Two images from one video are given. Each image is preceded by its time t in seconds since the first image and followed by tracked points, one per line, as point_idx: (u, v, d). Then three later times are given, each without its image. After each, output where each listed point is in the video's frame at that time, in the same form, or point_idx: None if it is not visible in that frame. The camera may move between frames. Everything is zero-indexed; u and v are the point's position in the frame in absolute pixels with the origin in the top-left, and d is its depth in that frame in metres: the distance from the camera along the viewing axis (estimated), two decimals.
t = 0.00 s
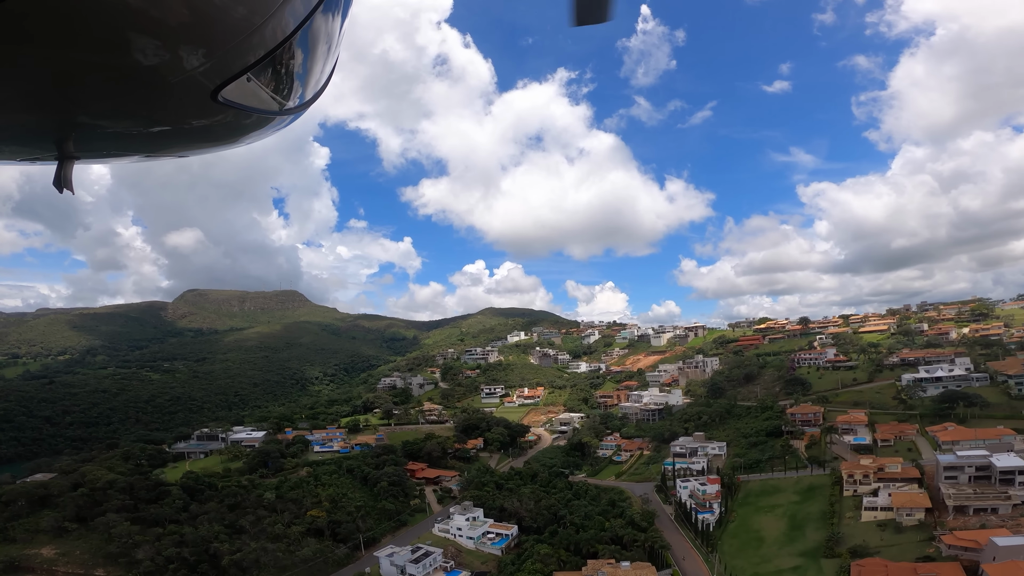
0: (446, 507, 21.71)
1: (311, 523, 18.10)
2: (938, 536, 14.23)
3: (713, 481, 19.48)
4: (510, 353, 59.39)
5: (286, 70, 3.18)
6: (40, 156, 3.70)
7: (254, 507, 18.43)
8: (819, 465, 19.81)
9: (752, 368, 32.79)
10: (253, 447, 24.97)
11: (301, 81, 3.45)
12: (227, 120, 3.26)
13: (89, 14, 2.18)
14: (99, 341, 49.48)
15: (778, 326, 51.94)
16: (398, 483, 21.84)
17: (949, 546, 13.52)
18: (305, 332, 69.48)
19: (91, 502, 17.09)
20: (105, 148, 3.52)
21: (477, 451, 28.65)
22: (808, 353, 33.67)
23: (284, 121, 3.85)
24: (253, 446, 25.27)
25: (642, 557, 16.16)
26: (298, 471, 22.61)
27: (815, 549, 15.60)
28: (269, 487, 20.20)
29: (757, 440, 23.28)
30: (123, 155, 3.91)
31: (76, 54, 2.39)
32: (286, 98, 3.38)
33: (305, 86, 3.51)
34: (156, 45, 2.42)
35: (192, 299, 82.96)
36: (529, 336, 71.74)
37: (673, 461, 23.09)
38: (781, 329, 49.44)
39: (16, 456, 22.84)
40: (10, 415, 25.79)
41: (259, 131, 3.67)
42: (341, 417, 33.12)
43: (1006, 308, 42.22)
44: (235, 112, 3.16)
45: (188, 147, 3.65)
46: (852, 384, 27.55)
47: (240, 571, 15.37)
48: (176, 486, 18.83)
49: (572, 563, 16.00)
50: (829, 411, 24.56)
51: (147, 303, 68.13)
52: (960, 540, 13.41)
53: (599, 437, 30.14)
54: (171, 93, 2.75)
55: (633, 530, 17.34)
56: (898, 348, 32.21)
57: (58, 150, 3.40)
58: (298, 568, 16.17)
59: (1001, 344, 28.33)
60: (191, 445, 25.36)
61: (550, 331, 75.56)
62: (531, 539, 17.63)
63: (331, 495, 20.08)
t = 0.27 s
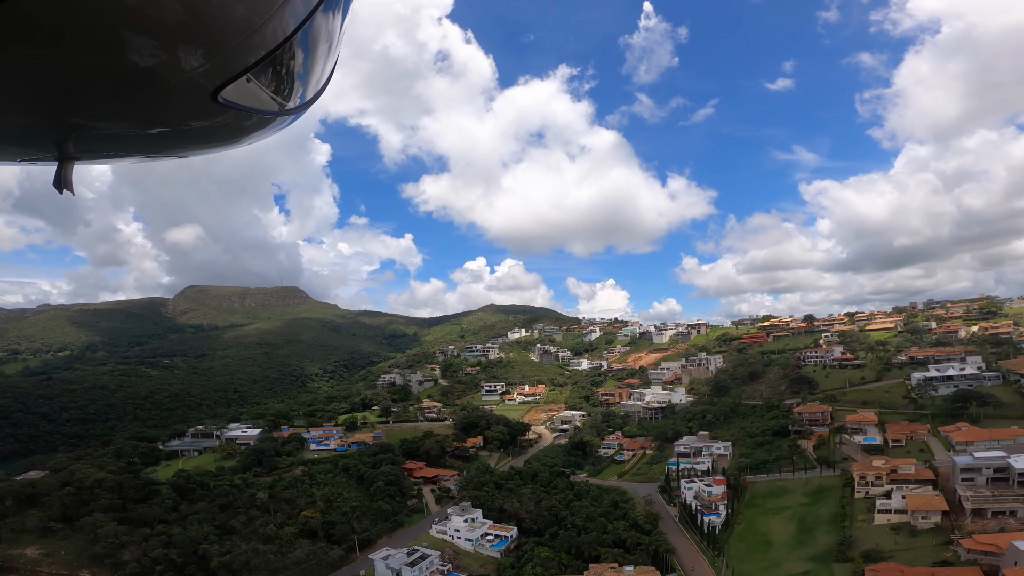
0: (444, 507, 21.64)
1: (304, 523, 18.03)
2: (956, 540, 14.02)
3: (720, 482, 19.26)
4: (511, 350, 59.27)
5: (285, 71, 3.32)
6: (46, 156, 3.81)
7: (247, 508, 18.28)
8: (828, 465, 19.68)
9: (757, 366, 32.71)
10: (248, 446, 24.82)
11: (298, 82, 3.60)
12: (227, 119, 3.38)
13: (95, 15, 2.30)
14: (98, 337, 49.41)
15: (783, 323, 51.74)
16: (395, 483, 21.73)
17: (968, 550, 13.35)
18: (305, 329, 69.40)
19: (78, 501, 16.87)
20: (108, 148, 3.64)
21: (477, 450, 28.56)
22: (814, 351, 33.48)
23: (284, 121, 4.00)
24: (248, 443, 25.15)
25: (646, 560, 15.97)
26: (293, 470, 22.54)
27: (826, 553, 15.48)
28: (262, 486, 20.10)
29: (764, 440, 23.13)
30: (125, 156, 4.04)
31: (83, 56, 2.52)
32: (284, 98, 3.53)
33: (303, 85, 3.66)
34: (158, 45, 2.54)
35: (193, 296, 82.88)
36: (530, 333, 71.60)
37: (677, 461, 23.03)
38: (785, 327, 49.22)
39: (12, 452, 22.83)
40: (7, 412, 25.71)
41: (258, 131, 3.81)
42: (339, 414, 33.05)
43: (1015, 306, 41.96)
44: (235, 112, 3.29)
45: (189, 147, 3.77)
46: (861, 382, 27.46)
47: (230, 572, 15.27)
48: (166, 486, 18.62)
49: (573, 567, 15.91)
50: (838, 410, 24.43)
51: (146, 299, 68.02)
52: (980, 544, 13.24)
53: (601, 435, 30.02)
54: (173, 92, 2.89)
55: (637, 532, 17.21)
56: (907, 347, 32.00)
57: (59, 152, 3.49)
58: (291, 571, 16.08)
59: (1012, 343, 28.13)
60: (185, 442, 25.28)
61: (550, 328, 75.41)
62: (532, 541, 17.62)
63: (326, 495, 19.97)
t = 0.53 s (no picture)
0: (441, 509, 21.56)
1: (296, 525, 17.85)
2: (974, 544, 13.86)
3: (724, 484, 19.23)
4: (511, 348, 59.13)
5: (286, 71, 3.41)
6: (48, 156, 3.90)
7: (240, 507, 18.24)
8: (837, 467, 19.51)
9: (761, 365, 32.60)
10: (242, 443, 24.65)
11: (299, 82, 3.68)
12: (228, 119, 3.47)
13: (97, 15, 2.38)
14: (97, 333, 49.33)
15: (787, 321, 51.54)
16: (390, 483, 21.68)
17: (987, 555, 13.15)
18: (305, 325, 69.29)
19: (62, 501, 16.64)
20: (111, 145, 3.74)
21: (476, 449, 28.47)
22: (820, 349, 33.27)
23: (285, 121, 4.08)
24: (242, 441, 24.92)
25: (649, 565, 15.94)
26: (286, 469, 22.45)
27: (837, 557, 15.34)
28: (254, 486, 20.06)
29: (769, 440, 22.97)
30: (129, 156, 4.14)
31: (86, 56, 2.61)
32: (285, 98, 3.61)
33: (305, 84, 3.74)
34: (157, 45, 2.62)
35: (193, 292, 82.74)
36: (530, 331, 71.41)
37: (680, 461, 22.92)
38: (788, 325, 49.02)
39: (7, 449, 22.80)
40: (3, 408, 25.64)
41: (259, 130, 3.90)
42: (336, 412, 32.95)
43: None
44: (236, 111, 3.37)
45: (191, 146, 3.87)
46: (868, 381, 27.33)
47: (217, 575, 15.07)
48: (154, 485, 18.46)
49: (574, 571, 15.85)
50: (845, 410, 24.32)
51: (146, 295, 67.91)
52: (998, 549, 12.96)
53: (602, 434, 29.89)
54: (174, 91, 2.97)
55: (640, 536, 17.15)
56: (914, 346, 31.83)
57: (60, 150, 3.63)
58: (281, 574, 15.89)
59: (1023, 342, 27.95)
60: (178, 439, 25.27)
61: (551, 325, 75.24)
62: (531, 544, 17.52)
63: (320, 495, 19.94)
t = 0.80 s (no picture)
0: (439, 511, 21.44)
1: (289, 527, 17.80)
2: (994, 549, 13.67)
3: (731, 486, 19.08)
4: (511, 345, 59.03)
5: (286, 71, 3.35)
6: (47, 156, 3.86)
7: (232, 509, 18.21)
8: (848, 468, 19.35)
9: (765, 363, 32.48)
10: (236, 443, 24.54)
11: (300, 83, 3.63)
12: (229, 120, 3.41)
13: (97, 13, 2.34)
14: (97, 331, 49.29)
15: (790, 319, 51.39)
16: (387, 484, 21.52)
17: (1008, 560, 13.01)
18: (305, 323, 69.25)
19: (48, 501, 16.39)
20: (111, 148, 3.69)
21: (475, 449, 28.36)
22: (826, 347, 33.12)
23: (287, 122, 4.02)
24: (235, 440, 24.77)
25: (653, 570, 15.84)
26: (280, 469, 22.36)
27: (850, 562, 15.22)
28: (247, 486, 19.92)
29: (776, 441, 22.79)
30: (131, 158, 4.09)
31: (82, 56, 2.56)
32: (286, 99, 3.55)
33: (307, 83, 3.68)
34: (153, 44, 2.57)
35: (192, 290, 82.73)
36: (530, 329, 71.31)
37: (685, 462, 22.79)
38: (792, 324, 48.83)
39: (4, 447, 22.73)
40: None
41: (260, 131, 3.84)
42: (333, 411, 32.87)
43: None
44: (236, 112, 3.31)
45: (190, 147, 3.82)
46: (876, 380, 27.17)
47: None
48: (143, 485, 18.30)
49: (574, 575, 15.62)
50: (854, 409, 24.22)
51: (145, 293, 67.86)
52: (1020, 554, 12.89)
53: (604, 434, 29.77)
54: (174, 91, 2.92)
55: (644, 540, 17.02)
56: (923, 344, 31.65)
57: (61, 153, 3.56)
58: None
59: None
60: (172, 439, 25.15)
61: (551, 323, 75.16)
62: (532, 549, 17.31)
63: (315, 496, 19.83)
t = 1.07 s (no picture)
0: (434, 514, 21.35)
1: (280, 530, 17.57)
2: (1014, 554, 13.14)
3: (736, 489, 18.88)
4: (511, 344, 58.95)
5: (286, 70, 3.29)
6: (45, 156, 3.81)
7: (221, 510, 17.95)
8: (857, 470, 19.17)
9: (768, 363, 32.38)
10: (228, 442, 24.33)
11: (300, 81, 3.56)
12: (227, 120, 3.33)
13: (93, 16, 2.25)
14: (94, 329, 49.20)
15: (793, 319, 51.30)
16: (381, 485, 21.44)
17: None
18: (303, 321, 69.16)
19: (29, 502, 16.06)
20: (108, 148, 3.62)
21: (472, 450, 28.25)
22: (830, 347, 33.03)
23: (286, 121, 3.96)
24: (227, 440, 24.60)
25: None
26: (273, 470, 22.25)
27: (862, 568, 14.97)
28: (238, 487, 19.82)
29: (782, 441, 22.60)
30: (127, 156, 4.01)
31: (78, 58, 2.48)
32: (285, 99, 3.49)
33: (307, 82, 3.63)
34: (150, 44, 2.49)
35: (191, 288, 82.64)
36: (530, 328, 71.27)
37: (689, 463, 22.62)
38: (794, 323, 48.71)
39: None
40: None
41: (259, 131, 3.77)
42: (329, 410, 32.78)
43: None
44: (236, 113, 3.24)
45: (189, 147, 3.76)
46: (882, 380, 27.06)
47: None
48: (128, 486, 18.05)
49: None
50: (862, 411, 24.09)
51: (143, 291, 67.78)
52: None
53: (604, 434, 29.64)
54: (172, 92, 2.84)
55: (647, 546, 16.65)
56: (930, 344, 31.49)
57: (59, 153, 3.51)
58: None
59: None
60: (163, 438, 24.93)
61: (551, 322, 75.07)
62: (529, 553, 17.15)
63: (306, 498, 19.67)
